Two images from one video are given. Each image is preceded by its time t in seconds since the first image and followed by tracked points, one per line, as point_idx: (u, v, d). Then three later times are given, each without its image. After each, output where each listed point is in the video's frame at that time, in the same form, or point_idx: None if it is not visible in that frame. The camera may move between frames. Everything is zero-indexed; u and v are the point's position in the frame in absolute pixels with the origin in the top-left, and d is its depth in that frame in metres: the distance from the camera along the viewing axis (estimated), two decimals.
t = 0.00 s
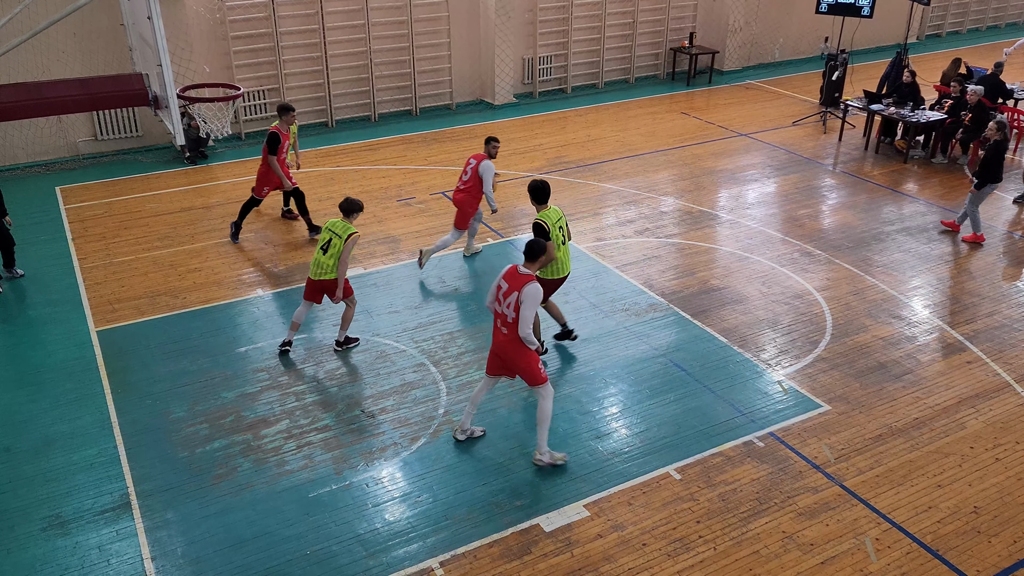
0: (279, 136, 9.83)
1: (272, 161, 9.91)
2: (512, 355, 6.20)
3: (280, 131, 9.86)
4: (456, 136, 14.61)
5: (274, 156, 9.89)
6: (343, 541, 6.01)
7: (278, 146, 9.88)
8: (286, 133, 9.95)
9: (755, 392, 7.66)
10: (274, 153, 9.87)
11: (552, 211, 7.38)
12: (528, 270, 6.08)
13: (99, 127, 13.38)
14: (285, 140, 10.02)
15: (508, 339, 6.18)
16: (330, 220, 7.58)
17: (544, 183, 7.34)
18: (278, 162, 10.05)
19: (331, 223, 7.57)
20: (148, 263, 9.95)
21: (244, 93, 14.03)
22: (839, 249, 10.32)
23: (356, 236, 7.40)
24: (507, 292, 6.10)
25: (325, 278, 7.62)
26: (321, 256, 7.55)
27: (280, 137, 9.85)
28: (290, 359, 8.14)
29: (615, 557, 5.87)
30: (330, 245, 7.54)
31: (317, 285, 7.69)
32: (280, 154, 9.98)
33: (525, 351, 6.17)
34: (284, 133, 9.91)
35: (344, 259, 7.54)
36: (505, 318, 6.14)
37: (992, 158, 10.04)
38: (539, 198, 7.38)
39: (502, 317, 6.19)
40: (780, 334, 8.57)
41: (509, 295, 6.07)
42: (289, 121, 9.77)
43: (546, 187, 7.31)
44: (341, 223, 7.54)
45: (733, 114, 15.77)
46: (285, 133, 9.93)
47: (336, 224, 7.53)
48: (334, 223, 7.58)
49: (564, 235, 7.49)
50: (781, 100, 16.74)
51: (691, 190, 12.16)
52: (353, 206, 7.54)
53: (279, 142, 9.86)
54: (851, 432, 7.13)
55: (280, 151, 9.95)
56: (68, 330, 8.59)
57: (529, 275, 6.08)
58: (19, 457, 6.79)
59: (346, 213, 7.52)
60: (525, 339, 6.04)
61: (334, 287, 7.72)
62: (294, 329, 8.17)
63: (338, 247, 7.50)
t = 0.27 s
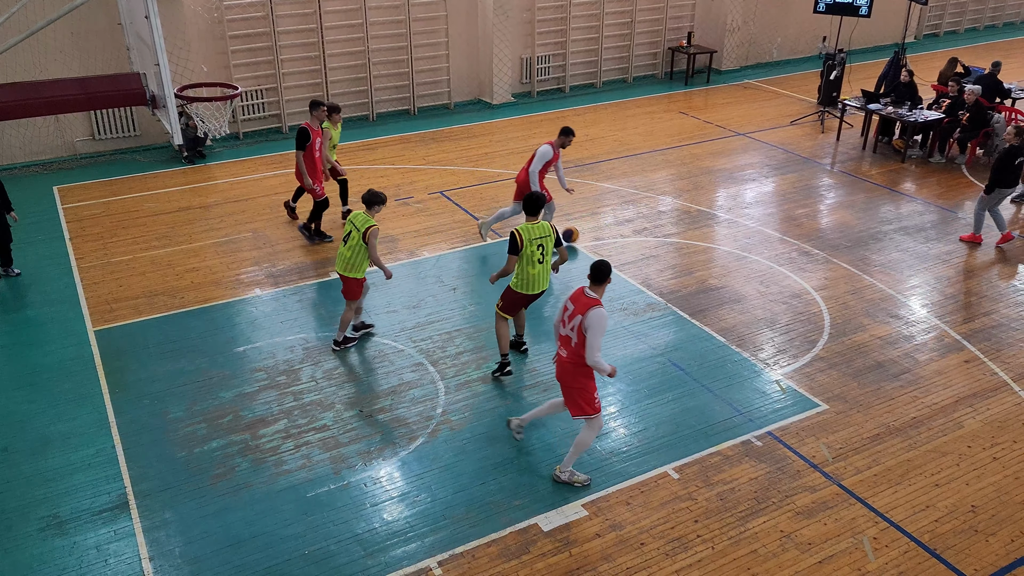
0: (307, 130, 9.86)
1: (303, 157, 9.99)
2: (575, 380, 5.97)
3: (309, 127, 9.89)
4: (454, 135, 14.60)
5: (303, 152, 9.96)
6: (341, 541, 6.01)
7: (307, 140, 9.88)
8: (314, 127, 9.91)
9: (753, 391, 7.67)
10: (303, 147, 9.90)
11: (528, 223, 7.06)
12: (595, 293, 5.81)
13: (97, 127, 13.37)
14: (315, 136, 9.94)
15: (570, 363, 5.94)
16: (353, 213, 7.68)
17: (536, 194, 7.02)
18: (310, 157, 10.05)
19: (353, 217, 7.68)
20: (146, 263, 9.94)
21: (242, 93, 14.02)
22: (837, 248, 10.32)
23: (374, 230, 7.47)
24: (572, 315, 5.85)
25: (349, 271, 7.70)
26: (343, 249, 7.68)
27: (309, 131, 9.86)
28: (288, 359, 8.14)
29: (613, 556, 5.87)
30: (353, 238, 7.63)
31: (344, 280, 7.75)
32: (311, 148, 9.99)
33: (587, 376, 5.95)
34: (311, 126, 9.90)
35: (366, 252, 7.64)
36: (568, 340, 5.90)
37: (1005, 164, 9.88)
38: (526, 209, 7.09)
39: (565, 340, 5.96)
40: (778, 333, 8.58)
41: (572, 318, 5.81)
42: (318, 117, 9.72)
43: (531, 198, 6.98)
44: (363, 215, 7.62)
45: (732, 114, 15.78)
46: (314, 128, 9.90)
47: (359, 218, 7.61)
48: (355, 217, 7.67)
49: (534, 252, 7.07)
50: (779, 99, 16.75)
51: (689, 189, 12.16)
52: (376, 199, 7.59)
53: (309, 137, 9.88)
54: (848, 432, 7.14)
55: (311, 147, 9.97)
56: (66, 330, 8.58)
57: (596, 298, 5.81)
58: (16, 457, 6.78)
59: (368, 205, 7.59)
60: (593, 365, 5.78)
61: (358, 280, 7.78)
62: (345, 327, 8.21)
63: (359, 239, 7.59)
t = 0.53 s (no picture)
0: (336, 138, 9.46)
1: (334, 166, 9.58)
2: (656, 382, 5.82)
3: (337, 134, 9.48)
4: (450, 135, 14.59)
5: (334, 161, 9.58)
6: (337, 541, 6.00)
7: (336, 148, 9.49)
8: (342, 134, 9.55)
9: (749, 390, 7.69)
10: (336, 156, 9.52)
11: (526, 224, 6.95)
12: (669, 292, 5.70)
13: (92, 126, 13.32)
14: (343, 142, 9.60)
15: (650, 366, 5.80)
16: (386, 211, 7.67)
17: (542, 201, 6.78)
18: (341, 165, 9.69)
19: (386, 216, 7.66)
20: (141, 262, 9.91)
21: (238, 92, 13.99)
22: (832, 248, 10.34)
23: (405, 228, 7.48)
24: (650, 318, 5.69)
25: (383, 270, 7.74)
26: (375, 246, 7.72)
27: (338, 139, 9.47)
28: (284, 358, 8.12)
29: (610, 555, 5.88)
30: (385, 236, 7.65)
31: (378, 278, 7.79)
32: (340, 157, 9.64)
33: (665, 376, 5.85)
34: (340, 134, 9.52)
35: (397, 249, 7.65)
36: (648, 345, 5.75)
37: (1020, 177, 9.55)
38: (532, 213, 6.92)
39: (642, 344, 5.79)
40: (774, 332, 8.59)
41: (653, 320, 5.67)
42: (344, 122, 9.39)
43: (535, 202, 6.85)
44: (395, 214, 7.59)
45: (728, 113, 15.80)
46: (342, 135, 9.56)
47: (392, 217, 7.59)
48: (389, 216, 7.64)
49: (514, 252, 6.93)
50: (774, 99, 16.78)
51: (685, 188, 12.18)
52: (406, 198, 7.57)
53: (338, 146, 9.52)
54: (844, 430, 7.16)
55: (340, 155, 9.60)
56: (61, 329, 8.56)
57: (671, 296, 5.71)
58: (11, 458, 6.76)
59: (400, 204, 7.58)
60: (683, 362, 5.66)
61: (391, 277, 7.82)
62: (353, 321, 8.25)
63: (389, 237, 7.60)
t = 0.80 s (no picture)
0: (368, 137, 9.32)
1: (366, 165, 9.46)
2: (733, 389, 5.86)
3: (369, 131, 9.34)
4: (444, 134, 14.58)
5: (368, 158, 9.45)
6: (332, 541, 6.00)
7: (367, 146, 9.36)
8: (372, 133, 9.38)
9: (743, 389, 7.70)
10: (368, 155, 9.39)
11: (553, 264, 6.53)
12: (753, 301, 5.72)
13: (84, 126, 13.27)
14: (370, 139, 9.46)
15: (729, 374, 5.84)
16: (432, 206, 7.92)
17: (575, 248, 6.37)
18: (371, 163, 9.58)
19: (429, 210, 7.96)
20: (134, 263, 9.88)
21: (231, 92, 13.95)
22: (825, 247, 10.37)
23: (443, 222, 7.72)
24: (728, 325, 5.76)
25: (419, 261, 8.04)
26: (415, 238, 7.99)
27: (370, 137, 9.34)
28: (278, 359, 8.11)
29: (605, 555, 5.89)
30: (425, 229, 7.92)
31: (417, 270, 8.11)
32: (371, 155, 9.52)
33: (748, 385, 5.85)
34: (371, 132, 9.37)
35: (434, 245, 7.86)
36: (724, 353, 5.81)
37: None
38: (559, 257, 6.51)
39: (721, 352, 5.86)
40: (768, 331, 8.61)
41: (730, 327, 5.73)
42: (374, 120, 9.26)
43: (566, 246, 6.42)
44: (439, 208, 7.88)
45: (721, 113, 15.83)
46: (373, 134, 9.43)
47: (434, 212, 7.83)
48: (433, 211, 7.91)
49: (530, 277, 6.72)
50: (768, 98, 16.81)
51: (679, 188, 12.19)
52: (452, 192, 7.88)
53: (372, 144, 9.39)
54: (838, 429, 7.18)
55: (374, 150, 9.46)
56: (54, 330, 8.52)
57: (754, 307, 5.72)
58: (4, 459, 6.73)
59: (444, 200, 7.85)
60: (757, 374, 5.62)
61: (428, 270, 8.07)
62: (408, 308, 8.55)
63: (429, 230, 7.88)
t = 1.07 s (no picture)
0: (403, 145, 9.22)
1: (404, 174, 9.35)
2: (825, 390, 5.94)
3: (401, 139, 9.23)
4: (436, 134, 14.57)
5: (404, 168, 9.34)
6: (324, 542, 5.98)
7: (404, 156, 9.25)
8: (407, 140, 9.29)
9: (735, 388, 7.73)
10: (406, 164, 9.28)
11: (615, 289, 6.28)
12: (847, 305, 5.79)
13: (73, 126, 13.20)
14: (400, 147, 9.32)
15: (820, 373, 5.92)
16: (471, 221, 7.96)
17: (635, 273, 6.06)
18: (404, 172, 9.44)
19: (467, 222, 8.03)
20: (125, 263, 9.83)
21: (221, 92, 13.90)
22: (816, 246, 10.41)
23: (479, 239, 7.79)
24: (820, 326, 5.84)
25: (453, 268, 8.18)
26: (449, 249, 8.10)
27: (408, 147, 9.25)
28: (270, 360, 8.09)
29: (598, 554, 5.90)
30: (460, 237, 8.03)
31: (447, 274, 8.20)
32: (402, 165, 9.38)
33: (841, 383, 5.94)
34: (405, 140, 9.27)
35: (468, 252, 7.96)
36: (814, 353, 5.89)
37: None
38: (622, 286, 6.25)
39: (809, 351, 5.95)
40: (759, 330, 8.64)
41: (821, 330, 5.81)
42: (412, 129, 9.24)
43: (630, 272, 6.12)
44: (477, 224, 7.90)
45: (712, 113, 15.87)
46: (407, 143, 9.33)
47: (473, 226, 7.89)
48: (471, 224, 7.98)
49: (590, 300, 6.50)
50: (759, 98, 16.87)
51: (671, 188, 12.22)
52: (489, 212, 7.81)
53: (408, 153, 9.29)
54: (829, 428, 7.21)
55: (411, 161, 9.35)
56: (44, 331, 8.48)
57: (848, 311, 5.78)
58: None
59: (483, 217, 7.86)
60: (855, 375, 5.72)
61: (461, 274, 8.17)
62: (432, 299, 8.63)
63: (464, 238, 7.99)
